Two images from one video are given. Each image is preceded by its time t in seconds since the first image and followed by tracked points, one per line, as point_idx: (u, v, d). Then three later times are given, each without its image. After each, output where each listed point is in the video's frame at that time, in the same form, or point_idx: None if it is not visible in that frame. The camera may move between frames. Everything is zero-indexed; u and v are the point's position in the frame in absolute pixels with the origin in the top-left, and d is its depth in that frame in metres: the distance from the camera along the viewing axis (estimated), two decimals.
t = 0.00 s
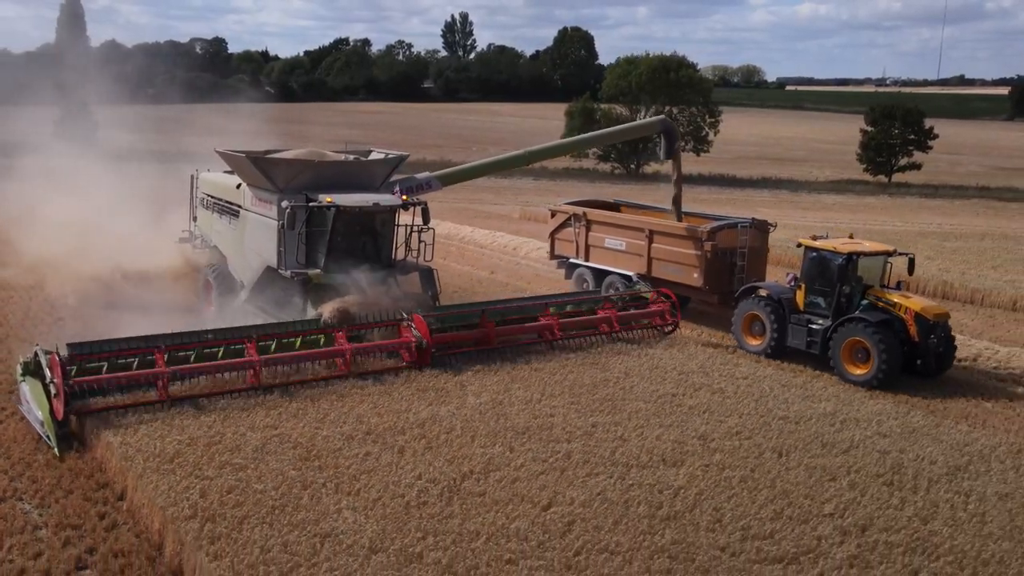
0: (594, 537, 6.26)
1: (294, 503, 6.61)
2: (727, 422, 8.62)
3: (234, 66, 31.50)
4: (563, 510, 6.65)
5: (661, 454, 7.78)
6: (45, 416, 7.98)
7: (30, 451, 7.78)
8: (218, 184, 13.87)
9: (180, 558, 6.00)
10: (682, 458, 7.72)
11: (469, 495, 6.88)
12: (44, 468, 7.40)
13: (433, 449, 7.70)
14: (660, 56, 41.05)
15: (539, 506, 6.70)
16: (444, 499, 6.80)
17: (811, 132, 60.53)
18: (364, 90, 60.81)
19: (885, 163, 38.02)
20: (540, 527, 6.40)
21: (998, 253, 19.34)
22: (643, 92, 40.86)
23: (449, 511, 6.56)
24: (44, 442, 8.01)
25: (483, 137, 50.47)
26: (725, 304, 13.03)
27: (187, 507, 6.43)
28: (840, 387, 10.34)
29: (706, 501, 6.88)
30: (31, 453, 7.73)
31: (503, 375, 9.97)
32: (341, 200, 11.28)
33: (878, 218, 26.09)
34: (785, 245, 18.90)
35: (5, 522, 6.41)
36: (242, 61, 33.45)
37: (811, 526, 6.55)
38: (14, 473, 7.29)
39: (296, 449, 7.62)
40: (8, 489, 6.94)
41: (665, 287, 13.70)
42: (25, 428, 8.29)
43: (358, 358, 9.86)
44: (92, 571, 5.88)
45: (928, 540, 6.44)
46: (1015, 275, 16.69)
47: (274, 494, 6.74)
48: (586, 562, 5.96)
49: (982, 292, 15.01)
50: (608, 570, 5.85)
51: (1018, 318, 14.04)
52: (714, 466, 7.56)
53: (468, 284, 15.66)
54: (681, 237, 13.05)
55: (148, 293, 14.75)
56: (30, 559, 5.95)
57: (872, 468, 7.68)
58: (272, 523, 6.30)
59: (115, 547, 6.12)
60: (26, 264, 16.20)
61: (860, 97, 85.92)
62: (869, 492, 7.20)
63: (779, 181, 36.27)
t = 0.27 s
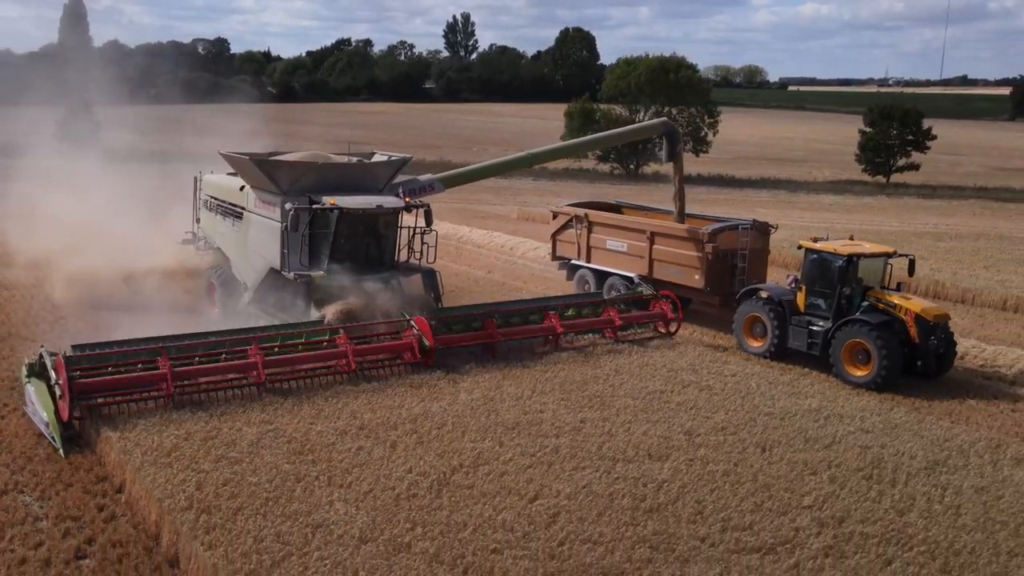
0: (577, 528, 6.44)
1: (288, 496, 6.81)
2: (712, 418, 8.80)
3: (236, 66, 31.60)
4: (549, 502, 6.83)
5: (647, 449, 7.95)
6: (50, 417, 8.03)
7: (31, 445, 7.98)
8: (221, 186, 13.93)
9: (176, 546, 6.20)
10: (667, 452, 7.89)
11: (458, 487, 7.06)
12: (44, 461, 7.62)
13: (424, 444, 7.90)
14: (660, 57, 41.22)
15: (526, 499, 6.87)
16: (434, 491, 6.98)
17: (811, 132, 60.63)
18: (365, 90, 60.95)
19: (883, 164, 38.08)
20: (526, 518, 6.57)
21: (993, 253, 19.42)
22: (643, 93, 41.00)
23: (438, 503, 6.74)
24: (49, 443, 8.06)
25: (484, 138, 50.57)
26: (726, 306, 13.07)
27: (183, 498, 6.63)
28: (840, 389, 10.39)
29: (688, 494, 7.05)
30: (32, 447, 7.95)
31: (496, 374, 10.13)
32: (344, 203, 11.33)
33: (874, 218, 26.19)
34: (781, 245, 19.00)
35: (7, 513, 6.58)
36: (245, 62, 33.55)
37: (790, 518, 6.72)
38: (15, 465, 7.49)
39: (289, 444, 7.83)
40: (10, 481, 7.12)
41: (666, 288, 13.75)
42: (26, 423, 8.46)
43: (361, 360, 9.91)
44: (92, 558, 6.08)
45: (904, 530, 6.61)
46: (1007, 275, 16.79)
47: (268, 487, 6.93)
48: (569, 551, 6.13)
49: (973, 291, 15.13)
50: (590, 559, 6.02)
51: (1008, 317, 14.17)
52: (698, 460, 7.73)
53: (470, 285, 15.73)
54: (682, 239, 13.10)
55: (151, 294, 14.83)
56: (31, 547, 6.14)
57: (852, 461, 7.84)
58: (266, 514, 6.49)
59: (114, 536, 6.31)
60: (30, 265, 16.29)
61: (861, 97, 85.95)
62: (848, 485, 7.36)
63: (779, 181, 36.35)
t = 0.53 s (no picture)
0: (562, 518, 6.60)
1: (282, 487, 6.99)
2: (699, 414, 8.97)
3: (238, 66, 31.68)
4: (536, 493, 7.00)
5: (633, 443, 8.12)
6: (55, 418, 8.09)
7: (34, 441, 8.17)
8: (224, 188, 13.99)
9: (172, 537, 6.40)
10: (653, 446, 8.07)
11: (448, 480, 7.24)
12: (46, 455, 7.86)
13: (415, 439, 8.09)
14: (658, 57, 41.32)
15: (513, 491, 7.04)
16: (424, 484, 7.16)
17: (810, 132, 60.70)
18: (366, 90, 61.08)
19: (881, 164, 38.14)
20: (512, 509, 6.73)
21: (989, 253, 19.49)
22: (641, 93, 41.10)
23: (427, 495, 6.91)
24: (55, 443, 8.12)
25: (485, 138, 50.67)
26: (726, 307, 13.12)
27: (180, 490, 6.80)
28: (839, 390, 10.45)
29: (672, 487, 7.22)
30: (34, 441, 8.17)
31: (490, 373, 10.28)
32: (348, 204, 11.38)
33: (870, 218, 26.29)
34: (777, 244, 19.09)
35: (9, 505, 6.80)
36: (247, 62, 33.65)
37: (770, 509, 6.88)
38: (17, 460, 7.71)
39: (284, 438, 8.03)
40: (12, 475, 7.34)
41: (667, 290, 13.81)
42: (28, 418, 8.67)
43: (364, 362, 9.98)
44: (92, 548, 6.29)
45: (882, 521, 6.77)
46: (1001, 274, 16.89)
47: (263, 479, 7.11)
48: (554, 541, 6.29)
49: (964, 290, 15.26)
50: (574, 548, 6.20)
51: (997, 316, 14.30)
52: (682, 454, 7.89)
53: (471, 285, 15.79)
54: (683, 240, 13.14)
55: (155, 295, 14.89)
56: (32, 537, 6.34)
57: (834, 455, 7.99)
58: (260, 505, 6.66)
59: (113, 527, 6.51)
60: (33, 267, 16.39)
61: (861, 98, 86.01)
62: (829, 478, 7.51)
63: (777, 182, 36.42)
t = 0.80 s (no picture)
0: (547, 510, 6.79)
1: (277, 480, 7.18)
2: (686, 409, 9.15)
3: (239, 67, 31.81)
4: (523, 486, 7.18)
5: (620, 438, 8.29)
6: (61, 419, 8.17)
7: (37, 439, 8.35)
8: (227, 190, 14.05)
9: (170, 526, 6.61)
10: (639, 440, 8.25)
11: (438, 473, 7.41)
12: (48, 449, 8.10)
13: (408, 433, 8.28)
14: (657, 58, 41.41)
15: (501, 484, 7.22)
16: (414, 477, 7.33)
17: (810, 133, 60.76)
18: (368, 91, 61.24)
19: (879, 165, 38.21)
20: (500, 501, 6.92)
21: (985, 253, 19.59)
22: (639, 94, 41.23)
23: (417, 488, 7.09)
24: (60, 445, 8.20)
25: (486, 138, 50.77)
26: (727, 308, 13.18)
27: (178, 482, 7.01)
28: (837, 390, 10.52)
29: (656, 480, 7.39)
30: (36, 437, 8.41)
31: (484, 373, 10.45)
32: (351, 206, 11.44)
33: (866, 217, 26.39)
34: (774, 244, 19.20)
35: (12, 496, 7.04)
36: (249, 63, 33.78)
37: (751, 501, 7.06)
38: (21, 453, 7.97)
39: (279, 432, 8.24)
40: (14, 468, 7.59)
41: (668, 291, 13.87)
42: (30, 415, 8.92)
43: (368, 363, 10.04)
44: (92, 538, 6.50)
45: (860, 512, 6.96)
46: (994, 274, 17.00)
47: (257, 471, 7.31)
48: (539, 532, 6.49)
49: (954, 289, 15.40)
50: (558, 539, 6.37)
51: (986, 314, 14.45)
52: (667, 448, 8.07)
53: (473, 286, 15.87)
54: (684, 242, 13.21)
55: (158, 296, 14.97)
56: (34, 527, 6.57)
57: (815, 449, 8.16)
58: (254, 497, 6.86)
59: (112, 518, 6.73)
60: (37, 268, 16.51)
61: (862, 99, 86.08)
62: (810, 471, 7.68)
63: (777, 182, 36.48)
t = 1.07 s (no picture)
0: (533, 501, 6.95)
1: (272, 472, 7.34)
2: (674, 405, 9.32)
3: (241, 68, 31.90)
4: (512, 479, 7.35)
5: (608, 433, 8.46)
6: (68, 420, 8.21)
7: (41, 435, 8.45)
8: (230, 192, 14.13)
9: (168, 518, 6.78)
10: (626, 435, 8.42)
11: (429, 466, 7.58)
12: (51, 443, 8.28)
13: (401, 427, 8.46)
14: (657, 59, 41.39)
15: (490, 476, 7.39)
16: (405, 469, 7.50)
17: (808, 133, 60.84)
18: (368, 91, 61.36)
19: (876, 165, 38.30)
20: (487, 493, 7.08)
21: (979, 252, 19.70)
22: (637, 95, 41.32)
23: (409, 480, 7.25)
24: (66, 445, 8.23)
25: (486, 138, 50.86)
26: (727, 309, 13.25)
27: (177, 473, 7.17)
28: (836, 391, 10.60)
29: (642, 473, 7.55)
30: (40, 430, 8.60)
31: (481, 372, 10.55)
32: (354, 208, 11.52)
33: (863, 218, 26.49)
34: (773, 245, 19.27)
35: (15, 488, 7.23)
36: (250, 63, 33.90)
37: (732, 493, 7.22)
38: (23, 445, 8.16)
39: (276, 427, 8.43)
40: (17, 461, 7.76)
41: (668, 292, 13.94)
42: (33, 410, 9.06)
43: (371, 365, 10.11)
44: (93, 529, 6.67)
45: (839, 503, 7.12)
46: (986, 273, 17.12)
47: (253, 464, 7.49)
48: (525, 522, 6.64)
49: (953, 290, 15.47)
50: (544, 528, 6.53)
51: (974, 313, 14.58)
52: (653, 442, 8.23)
53: (474, 286, 15.94)
54: (684, 243, 13.28)
55: (161, 296, 15.05)
56: (37, 518, 6.74)
57: (797, 444, 8.32)
58: (249, 488, 7.02)
59: (112, 510, 6.90)
60: (40, 268, 16.60)
61: (862, 99, 86.13)
62: (792, 464, 7.85)
63: (776, 182, 36.57)
